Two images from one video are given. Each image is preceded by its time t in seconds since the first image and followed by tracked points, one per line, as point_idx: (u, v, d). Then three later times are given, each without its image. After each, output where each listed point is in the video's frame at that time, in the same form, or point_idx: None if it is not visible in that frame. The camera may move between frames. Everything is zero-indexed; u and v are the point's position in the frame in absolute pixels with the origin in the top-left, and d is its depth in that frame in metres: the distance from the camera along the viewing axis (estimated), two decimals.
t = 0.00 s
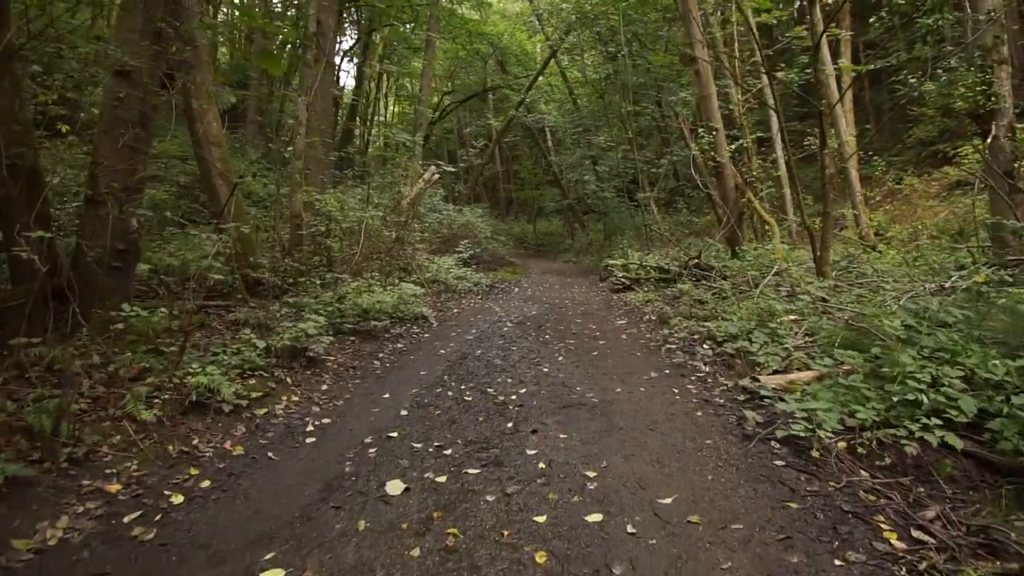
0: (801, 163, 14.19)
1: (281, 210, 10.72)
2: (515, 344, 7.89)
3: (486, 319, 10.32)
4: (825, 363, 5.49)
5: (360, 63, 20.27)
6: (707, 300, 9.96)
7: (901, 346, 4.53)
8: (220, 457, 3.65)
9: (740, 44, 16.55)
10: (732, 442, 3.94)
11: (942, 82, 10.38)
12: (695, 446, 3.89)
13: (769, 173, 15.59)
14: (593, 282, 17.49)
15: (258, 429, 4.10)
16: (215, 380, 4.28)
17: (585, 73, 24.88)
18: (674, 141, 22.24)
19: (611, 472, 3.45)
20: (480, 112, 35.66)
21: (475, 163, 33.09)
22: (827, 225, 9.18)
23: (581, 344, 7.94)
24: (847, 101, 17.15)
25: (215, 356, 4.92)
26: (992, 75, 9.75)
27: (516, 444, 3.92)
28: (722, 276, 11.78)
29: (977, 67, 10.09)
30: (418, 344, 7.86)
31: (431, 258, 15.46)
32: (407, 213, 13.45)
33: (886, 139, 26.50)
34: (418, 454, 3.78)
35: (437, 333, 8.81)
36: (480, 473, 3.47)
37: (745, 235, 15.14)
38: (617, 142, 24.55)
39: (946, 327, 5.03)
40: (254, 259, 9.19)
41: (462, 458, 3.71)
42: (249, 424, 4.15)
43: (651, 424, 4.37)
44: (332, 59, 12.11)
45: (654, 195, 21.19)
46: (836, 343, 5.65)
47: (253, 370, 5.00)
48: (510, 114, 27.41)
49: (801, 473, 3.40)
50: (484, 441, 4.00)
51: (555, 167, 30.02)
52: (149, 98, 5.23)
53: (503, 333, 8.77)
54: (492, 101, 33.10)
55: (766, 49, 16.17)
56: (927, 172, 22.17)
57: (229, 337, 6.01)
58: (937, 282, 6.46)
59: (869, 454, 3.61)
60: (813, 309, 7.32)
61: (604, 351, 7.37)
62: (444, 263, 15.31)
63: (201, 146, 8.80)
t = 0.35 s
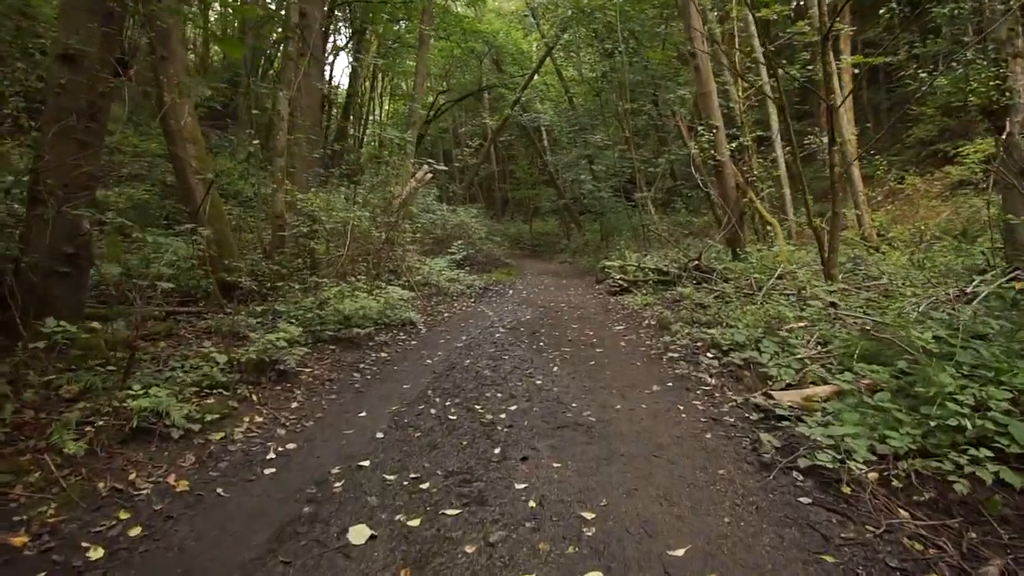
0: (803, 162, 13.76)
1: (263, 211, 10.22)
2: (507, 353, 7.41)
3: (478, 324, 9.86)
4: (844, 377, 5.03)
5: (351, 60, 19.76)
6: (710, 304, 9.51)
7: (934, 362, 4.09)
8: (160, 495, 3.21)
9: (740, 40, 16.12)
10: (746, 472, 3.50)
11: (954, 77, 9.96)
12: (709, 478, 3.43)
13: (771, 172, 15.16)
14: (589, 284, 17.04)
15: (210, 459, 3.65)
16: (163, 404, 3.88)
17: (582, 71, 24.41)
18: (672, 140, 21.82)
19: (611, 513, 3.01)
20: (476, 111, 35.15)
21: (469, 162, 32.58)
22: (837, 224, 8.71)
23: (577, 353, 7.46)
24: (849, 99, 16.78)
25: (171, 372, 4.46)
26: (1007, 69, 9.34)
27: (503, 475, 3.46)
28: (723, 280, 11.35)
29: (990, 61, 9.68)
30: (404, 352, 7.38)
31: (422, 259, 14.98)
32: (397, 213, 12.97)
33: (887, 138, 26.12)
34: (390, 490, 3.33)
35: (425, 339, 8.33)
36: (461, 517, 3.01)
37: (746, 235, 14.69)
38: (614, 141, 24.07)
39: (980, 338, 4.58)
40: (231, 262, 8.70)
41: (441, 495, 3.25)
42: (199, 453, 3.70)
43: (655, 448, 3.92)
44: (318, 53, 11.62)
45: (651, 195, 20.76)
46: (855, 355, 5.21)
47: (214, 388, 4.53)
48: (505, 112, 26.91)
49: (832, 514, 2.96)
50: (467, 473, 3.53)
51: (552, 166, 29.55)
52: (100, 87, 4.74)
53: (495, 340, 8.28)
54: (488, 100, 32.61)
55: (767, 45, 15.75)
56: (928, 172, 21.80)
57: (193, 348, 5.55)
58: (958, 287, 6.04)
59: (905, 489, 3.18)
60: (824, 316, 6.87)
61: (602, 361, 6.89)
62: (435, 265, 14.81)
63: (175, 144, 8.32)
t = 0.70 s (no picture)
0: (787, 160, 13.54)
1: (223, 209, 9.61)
2: (483, 360, 6.92)
3: (454, 328, 9.36)
4: (845, 387, 4.66)
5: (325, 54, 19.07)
6: (695, 307, 9.15)
7: (951, 376, 3.73)
8: (51, 549, 2.74)
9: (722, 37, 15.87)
10: (750, 504, 3.09)
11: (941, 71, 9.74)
12: (709, 514, 3.01)
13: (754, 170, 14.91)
14: (569, 285, 16.63)
15: (124, 497, 3.21)
16: (71, 430, 3.44)
17: (561, 69, 24.01)
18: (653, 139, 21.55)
19: (597, 564, 2.58)
20: (455, 109, 34.56)
21: (448, 161, 31.99)
22: (826, 224, 8.40)
23: (557, 360, 7.00)
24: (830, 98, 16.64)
25: (91, 390, 3.94)
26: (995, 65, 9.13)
27: (472, 512, 3.00)
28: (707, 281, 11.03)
29: (978, 56, 9.47)
30: (371, 359, 6.87)
31: (397, 260, 14.42)
32: (370, 211, 12.40)
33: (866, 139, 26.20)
34: (337, 534, 2.85)
35: (396, 345, 7.81)
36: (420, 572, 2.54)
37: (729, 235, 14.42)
38: (595, 140, 23.73)
39: (997, 346, 4.23)
40: (186, 263, 8.10)
41: (397, 542, 2.78)
42: (108, 492, 3.23)
43: (645, 474, 3.48)
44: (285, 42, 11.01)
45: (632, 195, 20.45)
46: (855, 363, 4.87)
47: (141, 408, 4.04)
48: (484, 110, 26.37)
49: (853, 559, 2.59)
50: (429, 511, 3.05)
51: (532, 166, 29.12)
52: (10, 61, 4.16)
53: (471, 346, 7.79)
54: (467, 98, 32.04)
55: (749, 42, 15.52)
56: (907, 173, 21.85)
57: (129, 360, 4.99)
58: (958, 290, 5.72)
59: (931, 524, 2.83)
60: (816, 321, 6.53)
61: (583, 368, 6.44)
62: (410, 265, 14.27)
63: (122, 135, 7.67)
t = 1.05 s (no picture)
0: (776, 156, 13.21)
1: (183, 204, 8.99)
2: (461, 366, 6.42)
3: (431, 330, 8.87)
4: (854, 399, 4.27)
5: (301, 48, 18.41)
6: (684, 308, 8.76)
7: (983, 391, 3.35)
8: None
9: (708, 32, 15.54)
10: (765, 543, 2.68)
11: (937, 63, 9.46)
12: (718, 558, 2.58)
13: (741, 168, 14.60)
14: (553, 285, 16.20)
15: (16, 543, 2.67)
16: None
17: (546, 66, 23.57)
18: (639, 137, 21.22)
19: None
20: (438, 106, 33.93)
21: (430, 159, 31.35)
22: (821, 223, 8.04)
23: (541, 365, 6.52)
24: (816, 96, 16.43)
25: None
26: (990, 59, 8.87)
27: (438, 559, 2.55)
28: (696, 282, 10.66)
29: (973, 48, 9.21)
30: (339, 365, 6.36)
31: (374, 259, 13.83)
32: (345, 209, 11.84)
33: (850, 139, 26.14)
34: None
35: (369, 350, 7.29)
36: None
37: (717, 234, 14.09)
38: (579, 138, 23.32)
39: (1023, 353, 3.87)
40: (138, 262, 7.48)
41: None
42: None
43: (641, 504, 3.04)
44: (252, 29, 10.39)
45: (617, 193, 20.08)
46: (866, 369, 4.48)
47: (55, 430, 3.51)
48: (467, 107, 25.69)
49: None
50: (387, 556, 2.60)
51: (515, 164, 28.63)
52: None
53: (449, 350, 7.28)
54: (450, 94, 31.43)
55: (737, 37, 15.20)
56: (891, 172, 21.80)
57: (54, 370, 4.41)
58: (968, 292, 5.36)
59: (979, 568, 2.47)
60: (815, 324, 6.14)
61: (569, 374, 5.98)
62: (388, 265, 13.70)
63: (66, 120, 7.00)
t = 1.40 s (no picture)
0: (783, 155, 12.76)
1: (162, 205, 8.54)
2: (452, 379, 5.97)
3: (423, 337, 8.44)
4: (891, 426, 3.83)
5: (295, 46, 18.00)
6: (691, 316, 8.33)
7: None
8: None
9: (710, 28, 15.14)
10: None
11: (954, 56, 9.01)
12: None
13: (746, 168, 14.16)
14: (552, 288, 15.76)
15: None
16: None
17: (545, 64, 23.15)
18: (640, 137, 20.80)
19: None
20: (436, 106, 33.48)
21: (428, 160, 30.89)
22: (836, 225, 7.58)
23: (539, 378, 6.08)
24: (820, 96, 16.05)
25: None
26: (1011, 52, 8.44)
27: None
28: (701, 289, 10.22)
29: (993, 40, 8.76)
30: (321, 378, 5.92)
31: (368, 262, 13.37)
32: (336, 210, 11.38)
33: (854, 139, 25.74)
34: None
35: (356, 360, 6.84)
36: None
37: (721, 236, 13.64)
38: (579, 138, 22.90)
39: None
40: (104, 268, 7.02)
41: None
42: None
43: (655, 562, 2.63)
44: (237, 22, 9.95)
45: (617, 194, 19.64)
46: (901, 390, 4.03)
47: None
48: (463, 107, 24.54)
49: None
50: None
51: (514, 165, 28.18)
52: None
53: (441, 361, 6.82)
54: (448, 94, 30.98)
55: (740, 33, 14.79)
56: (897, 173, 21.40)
57: None
58: (1004, 300, 4.91)
59: None
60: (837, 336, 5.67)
61: (568, 389, 5.53)
62: (382, 267, 13.25)
63: (31, 117, 6.54)
